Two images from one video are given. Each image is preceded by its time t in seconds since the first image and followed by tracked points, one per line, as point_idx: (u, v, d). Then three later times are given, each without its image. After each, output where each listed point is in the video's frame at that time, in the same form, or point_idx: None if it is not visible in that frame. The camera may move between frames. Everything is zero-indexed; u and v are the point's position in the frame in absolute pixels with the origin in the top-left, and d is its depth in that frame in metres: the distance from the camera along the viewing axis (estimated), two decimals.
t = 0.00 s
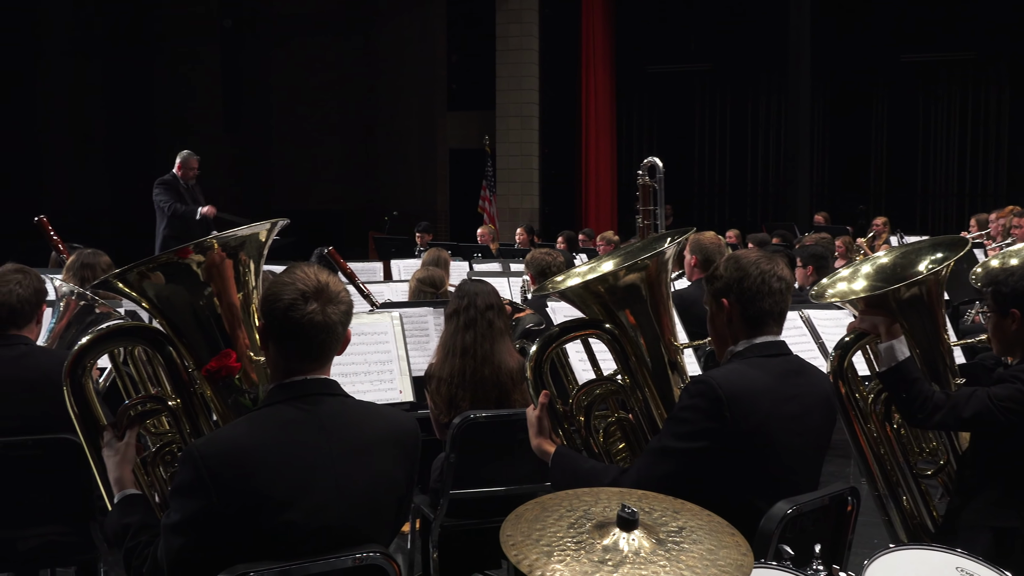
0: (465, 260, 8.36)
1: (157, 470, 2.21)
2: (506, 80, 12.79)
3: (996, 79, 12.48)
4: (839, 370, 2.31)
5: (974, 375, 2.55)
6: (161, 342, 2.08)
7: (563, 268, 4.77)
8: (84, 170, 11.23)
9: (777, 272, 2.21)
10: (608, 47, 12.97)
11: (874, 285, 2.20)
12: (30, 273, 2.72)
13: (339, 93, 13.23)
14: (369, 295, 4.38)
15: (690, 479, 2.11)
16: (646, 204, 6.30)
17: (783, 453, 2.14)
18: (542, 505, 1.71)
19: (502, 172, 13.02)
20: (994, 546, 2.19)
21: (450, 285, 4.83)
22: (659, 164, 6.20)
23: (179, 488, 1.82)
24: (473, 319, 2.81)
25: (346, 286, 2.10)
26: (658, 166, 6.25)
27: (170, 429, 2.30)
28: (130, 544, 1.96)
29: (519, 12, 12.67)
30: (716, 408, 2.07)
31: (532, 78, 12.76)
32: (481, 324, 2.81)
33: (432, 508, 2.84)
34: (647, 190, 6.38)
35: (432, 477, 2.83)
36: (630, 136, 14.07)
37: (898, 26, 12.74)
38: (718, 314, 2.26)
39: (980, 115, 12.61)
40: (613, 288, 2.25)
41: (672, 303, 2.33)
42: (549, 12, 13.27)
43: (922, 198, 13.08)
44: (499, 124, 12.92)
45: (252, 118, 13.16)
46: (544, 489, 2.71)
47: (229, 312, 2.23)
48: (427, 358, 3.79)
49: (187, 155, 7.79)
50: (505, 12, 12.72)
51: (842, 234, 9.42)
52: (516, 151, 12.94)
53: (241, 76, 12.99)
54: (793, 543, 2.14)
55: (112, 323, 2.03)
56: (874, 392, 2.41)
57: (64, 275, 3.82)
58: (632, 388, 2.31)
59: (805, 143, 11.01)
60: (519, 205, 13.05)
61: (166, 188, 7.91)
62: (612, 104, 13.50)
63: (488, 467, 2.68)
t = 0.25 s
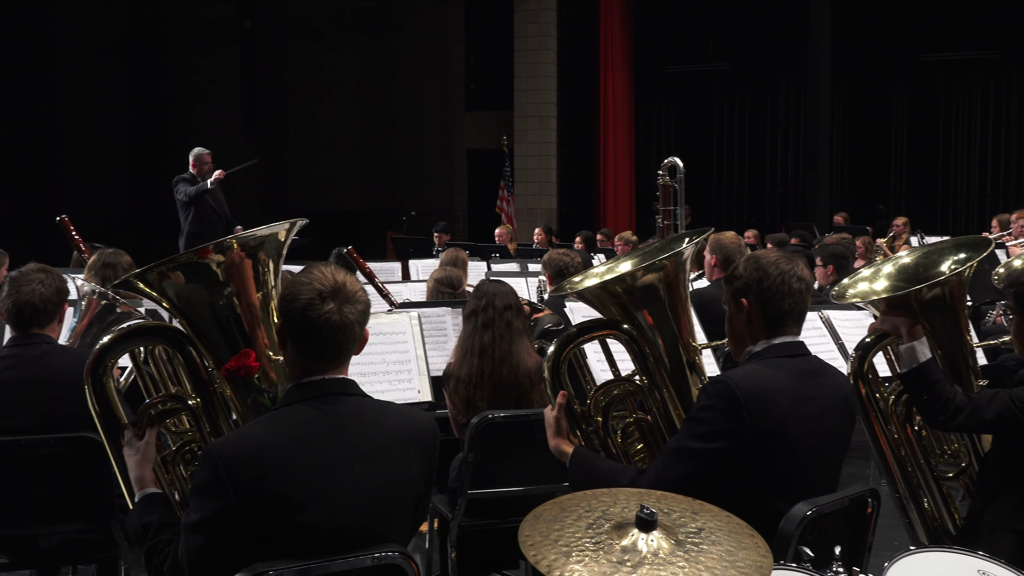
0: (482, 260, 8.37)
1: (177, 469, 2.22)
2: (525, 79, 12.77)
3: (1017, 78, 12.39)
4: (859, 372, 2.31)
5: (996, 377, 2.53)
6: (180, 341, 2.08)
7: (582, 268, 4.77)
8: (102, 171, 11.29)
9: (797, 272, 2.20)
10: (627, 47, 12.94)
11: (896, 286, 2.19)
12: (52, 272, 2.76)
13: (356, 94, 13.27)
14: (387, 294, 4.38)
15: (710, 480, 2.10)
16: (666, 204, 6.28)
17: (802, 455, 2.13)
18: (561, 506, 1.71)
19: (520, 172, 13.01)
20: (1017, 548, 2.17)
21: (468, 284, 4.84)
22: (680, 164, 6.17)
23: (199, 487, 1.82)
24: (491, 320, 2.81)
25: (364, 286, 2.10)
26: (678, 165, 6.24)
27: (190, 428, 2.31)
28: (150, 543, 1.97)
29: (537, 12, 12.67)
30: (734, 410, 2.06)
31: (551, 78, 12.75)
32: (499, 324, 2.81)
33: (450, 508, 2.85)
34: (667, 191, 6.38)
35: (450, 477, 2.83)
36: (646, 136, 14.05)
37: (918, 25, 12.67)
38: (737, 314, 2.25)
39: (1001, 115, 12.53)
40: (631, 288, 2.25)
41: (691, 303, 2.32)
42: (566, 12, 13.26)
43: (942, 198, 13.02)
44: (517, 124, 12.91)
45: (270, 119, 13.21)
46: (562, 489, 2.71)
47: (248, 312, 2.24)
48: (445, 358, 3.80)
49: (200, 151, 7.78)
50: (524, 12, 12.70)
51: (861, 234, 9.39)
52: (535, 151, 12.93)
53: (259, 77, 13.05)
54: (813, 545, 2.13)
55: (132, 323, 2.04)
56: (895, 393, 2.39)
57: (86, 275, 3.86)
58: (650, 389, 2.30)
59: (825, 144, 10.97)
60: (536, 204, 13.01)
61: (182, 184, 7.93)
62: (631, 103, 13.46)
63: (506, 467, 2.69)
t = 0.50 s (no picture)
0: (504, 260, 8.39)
1: (199, 467, 2.23)
2: (546, 78, 12.77)
3: None
4: (883, 373, 2.31)
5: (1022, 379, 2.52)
6: (202, 340, 2.09)
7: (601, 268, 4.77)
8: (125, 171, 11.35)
9: (819, 273, 2.19)
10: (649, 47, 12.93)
11: (920, 286, 2.17)
12: (78, 272, 2.79)
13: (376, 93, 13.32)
14: (408, 295, 4.40)
15: (731, 482, 2.09)
16: (687, 203, 6.26)
17: (824, 457, 2.11)
18: (581, 506, 1.71)
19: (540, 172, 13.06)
20: None
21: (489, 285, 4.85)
22: (702, 164, 6.15)
23: (220, 485, 1.82)
24: (512, 319, 2.81)
25: (386, 286, 2.10)
26: (700, 164, 6.23)
27: (212, 426, 2.32)
28: (173, 541, 1.98)
29: (559, 11, 12.66)
30: (756, 411, 2.05)
31: (572, 78, 12.74)
32: (520, 324, 2.81)
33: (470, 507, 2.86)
34: (687, 191, 6.32)
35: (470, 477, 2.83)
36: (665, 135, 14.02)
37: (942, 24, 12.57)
38: (759, 315, 2.24)
39: None
40: (652, 289, 2.25)
41: (713, 303, 2.32)
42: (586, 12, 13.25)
43: (966, 199, 12.96)
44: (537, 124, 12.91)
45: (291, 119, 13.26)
46: (583, 490, 2.71)
47: (270, 312, 2.25)
48: (466, 358, 3.79)
49: (224, 151, 7.92)
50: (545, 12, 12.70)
51: (885, 234, 9.34)
52: (555, 151, 12.94)
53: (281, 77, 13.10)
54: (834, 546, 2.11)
55: (155, 323, 2.05)
56: (919, 394, 2.37)
57: (109, 274, 3.91)
58: (672, 389, 2.30)
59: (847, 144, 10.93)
60: (557, 204, 13.05)
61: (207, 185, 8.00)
62: (651, 103, 13.42)
63: (526, 466, 2.70)
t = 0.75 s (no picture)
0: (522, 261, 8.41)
1: (221, 465, 2.25)
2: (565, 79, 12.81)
3: None
4: (906, 374, 2.30)
5: None
6: (226, 339, 2.10)
7: (620, 269, 4.77)
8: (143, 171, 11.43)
9: (840, 273, 2.18)
10: (668, 47, 12.93)
11: (942, 288, 2.15)
12: (101, 272, 2.82)
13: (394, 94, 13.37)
14: (428, 295, 4.42)
15: (751, 483, 2.09)
16: (704, 204, 6.23)
17: (846, 458, 2.10)
18: (600, 506, 1.71)
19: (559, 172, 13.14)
20: None
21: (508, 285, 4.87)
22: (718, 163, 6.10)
23: (242, 484, 1.82)
24: (531, 319, 2.82)
25: (407, 285, 2.10)
26: (717, 165, 6.11)
27: (233, 425, 2.33)
28: (195, 538, 1.99)
29: (578, 12, 12.69)
30: (777, 411, 2.05)
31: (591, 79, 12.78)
32: (539, 323, 2.81)
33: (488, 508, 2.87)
34: (705, 191, 6.27)
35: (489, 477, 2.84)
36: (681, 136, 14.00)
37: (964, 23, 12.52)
38: (780, 315, 2.24)
39: None
40: (673, 289, 2.26)
41: (733, 304, 2.32)
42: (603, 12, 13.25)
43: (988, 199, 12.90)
44: (556, 125, 12.99)
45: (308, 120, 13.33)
46: (602, 490, 2.72)
47: (292, 311, 2.26)
48: (485, 358, 3.81)
49: (247, 154, 8.08)
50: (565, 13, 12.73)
51: (907, 235, 9.31)
52: (574, 152, 13.00)
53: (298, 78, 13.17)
54: (855, 549, 2.11)
55: (178, 321, 2.07)
56: (942, 395, 2.37)
57: (131, 274, 3.95)
58: (692, 390, 2.31)
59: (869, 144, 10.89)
60: (577, 205, 13.14)
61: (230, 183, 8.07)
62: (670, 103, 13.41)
63: (546, 467, 2.71)
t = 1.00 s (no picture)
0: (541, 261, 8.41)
1: (244, 464, 2.26)
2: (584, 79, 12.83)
3: None
4: (927, 375, 2.30)
5: None
6: (248, 339, 2.11)
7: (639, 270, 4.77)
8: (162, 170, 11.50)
9: (861, 273, 2.17)
10: (688, 46, 12.92)
11: (964, 288, 2.13)
12: (122, 271, 2.84)
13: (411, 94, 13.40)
14: (447, 295, 4.43)
15: (772, 484, 2.08)
16: (719, 204, 6.16)
17: (867, 460, 2.09)
18: (620, 507, 1.71)
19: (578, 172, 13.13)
20: None
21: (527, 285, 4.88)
22: (733, 163, 6.06)
23: (264, 482, 1.83)
24: (550, 319, 2.82)
25: (427, 285, 2.10)
26: (731, 164, 6.13)
27: (254, 424, 2.34)
28: (216, 537, 2.00)
29: (597, 12, 12.70)
30: (798, 413, 2.04)
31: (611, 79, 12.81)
32: (558, 323, 2.82)
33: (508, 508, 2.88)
34: (720, 191, 6.24)
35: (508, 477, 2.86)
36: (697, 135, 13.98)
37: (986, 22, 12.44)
38: (800, 316, 2.23)
39: None
40: (693, 289, 2.26)
41: (753, 304, 2.32)
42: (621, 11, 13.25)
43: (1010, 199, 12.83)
44: (575, 125, 13.00)
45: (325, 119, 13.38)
46: (621, 491, 2.73)
47: (314, 311, 2.27)
48: (504, 358, 3.82)
49: (265, 153, 7.97)
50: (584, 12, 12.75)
51: (928, 235, 9.27)
52: (595, 152, 13.01)
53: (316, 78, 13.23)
54: (877, 550, 2.10)
55: (201, 320, 2.07)
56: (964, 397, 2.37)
57: (152, 274, 3.98)
58: (712, 390, 2.30)
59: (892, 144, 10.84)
60: (597, 205, 13.13)
61: (249, 182, 8.14)
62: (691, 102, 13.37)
63: (565, 467, 2.72)
